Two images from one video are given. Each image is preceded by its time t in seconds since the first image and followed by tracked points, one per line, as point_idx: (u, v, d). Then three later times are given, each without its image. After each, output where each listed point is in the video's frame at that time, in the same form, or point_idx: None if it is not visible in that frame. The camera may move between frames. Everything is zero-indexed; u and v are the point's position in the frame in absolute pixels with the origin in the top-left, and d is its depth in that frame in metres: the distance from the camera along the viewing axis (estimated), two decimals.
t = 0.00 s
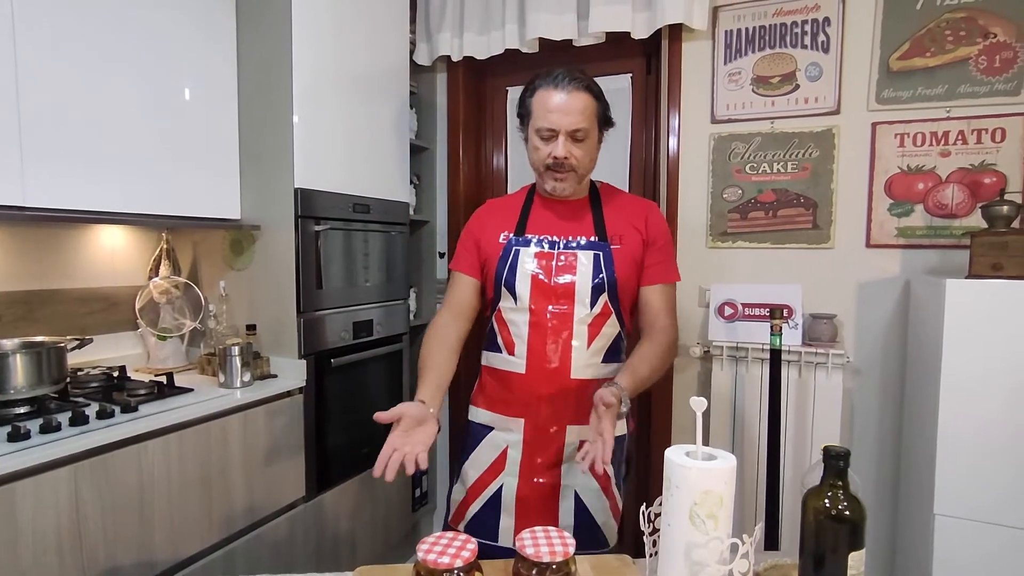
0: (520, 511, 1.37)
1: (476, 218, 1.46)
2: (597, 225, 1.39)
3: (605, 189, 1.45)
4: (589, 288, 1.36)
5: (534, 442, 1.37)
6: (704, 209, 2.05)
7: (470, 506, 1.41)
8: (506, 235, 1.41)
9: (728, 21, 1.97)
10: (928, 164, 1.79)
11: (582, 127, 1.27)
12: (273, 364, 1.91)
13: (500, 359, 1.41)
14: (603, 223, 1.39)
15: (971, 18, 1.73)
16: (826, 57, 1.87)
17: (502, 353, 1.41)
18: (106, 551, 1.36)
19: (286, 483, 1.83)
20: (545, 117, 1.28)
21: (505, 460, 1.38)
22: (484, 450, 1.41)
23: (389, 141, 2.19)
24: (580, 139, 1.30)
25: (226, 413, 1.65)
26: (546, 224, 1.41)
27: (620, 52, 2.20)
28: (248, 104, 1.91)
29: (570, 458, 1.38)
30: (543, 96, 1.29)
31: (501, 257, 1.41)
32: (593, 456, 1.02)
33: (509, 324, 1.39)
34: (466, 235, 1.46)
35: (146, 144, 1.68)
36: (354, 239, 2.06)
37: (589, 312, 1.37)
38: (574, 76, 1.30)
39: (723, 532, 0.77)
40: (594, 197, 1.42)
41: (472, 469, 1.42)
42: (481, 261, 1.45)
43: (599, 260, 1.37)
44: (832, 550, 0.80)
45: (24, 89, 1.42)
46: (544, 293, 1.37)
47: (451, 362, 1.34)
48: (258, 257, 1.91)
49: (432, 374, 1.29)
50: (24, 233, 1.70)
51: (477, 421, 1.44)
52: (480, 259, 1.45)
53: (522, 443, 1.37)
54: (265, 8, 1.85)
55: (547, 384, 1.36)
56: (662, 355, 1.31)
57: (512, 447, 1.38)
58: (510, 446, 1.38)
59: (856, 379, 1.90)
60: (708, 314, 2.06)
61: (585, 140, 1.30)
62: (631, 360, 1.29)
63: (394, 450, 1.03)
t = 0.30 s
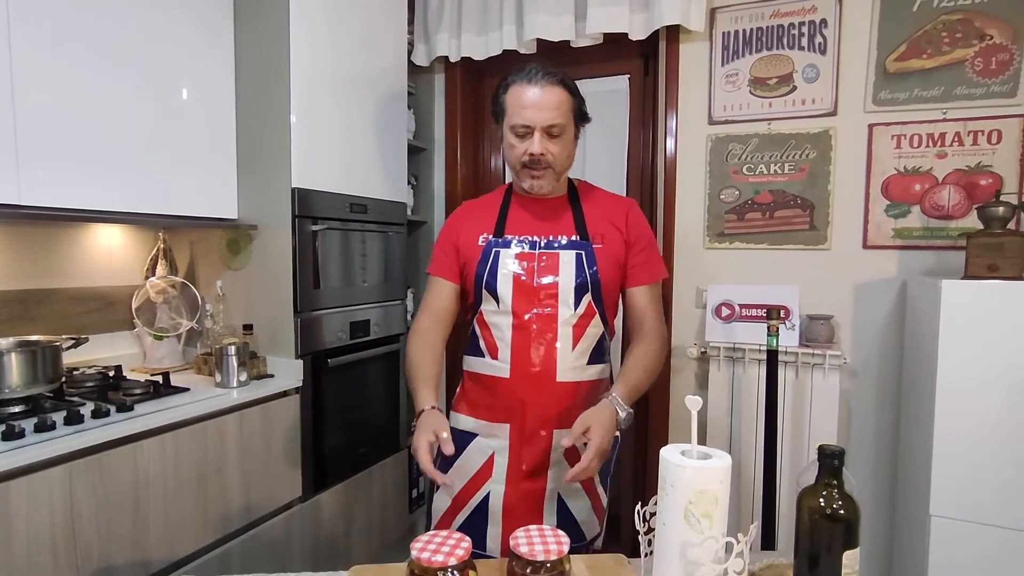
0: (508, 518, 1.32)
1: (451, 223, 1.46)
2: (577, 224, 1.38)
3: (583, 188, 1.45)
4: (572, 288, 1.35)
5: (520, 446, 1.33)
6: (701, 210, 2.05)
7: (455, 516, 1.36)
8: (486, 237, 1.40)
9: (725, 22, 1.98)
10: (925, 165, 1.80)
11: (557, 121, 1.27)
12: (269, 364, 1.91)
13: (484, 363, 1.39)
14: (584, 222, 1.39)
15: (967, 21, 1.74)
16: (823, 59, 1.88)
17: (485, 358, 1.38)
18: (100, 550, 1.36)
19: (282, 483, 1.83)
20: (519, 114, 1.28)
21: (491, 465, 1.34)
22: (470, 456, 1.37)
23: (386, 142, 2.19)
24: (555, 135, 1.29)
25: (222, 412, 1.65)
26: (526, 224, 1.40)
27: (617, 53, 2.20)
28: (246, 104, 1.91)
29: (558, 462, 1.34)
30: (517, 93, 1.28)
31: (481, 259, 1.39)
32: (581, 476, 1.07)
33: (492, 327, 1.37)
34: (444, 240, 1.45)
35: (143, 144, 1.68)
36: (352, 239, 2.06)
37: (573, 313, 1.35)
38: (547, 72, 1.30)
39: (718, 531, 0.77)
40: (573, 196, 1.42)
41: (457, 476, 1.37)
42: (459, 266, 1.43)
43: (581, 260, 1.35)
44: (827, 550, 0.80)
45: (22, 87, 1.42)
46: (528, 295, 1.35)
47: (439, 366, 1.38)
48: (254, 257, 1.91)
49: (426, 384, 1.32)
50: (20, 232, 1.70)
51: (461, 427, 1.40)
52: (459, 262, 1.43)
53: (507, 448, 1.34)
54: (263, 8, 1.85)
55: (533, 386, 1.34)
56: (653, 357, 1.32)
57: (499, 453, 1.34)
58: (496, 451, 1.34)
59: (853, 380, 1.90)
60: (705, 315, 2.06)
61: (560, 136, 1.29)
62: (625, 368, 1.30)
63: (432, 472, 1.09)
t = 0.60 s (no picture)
0: (487, 536, 1.22)
1: (412, 223, 1.33)
2: (551, 222, 1.28)
3: (554, 184, 1.33)
4: (547, 290, 1.24)
5: (495, 457, 1.22)
6: (700, 210, 2.05)
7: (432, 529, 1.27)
8: (453, 237, 1.27)
9: (724, 23, 1.98)
10: (923, 166, 1.80)
11: (524, 116, 1.16)
12: (268, 364, 1.91)
13: (452, 370, 1.26)
14: (557, 220, 1.28)
15: (965, 21, 1.74)
16: (822, 59, 1.88)
17: (454, 364, 1.25)
18: (99, 550, 1.36)
19: (280, 483, 1.82)
20: (483, 108, 1.16)
21: (465, 479, 1.23)
22: (443, 468, 1.26)
23: (384, 142, 2.19)
24: (522, 130, 1.18)
25: (222, 412, 1.65)
26: (496, 223, 1.28)
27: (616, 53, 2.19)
28: (245, 103, 1.91)
29: (536, 474, 1.22)
30: (480, 85, 1.17)
31: (448, 260, 1.26)
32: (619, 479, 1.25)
33: (463, 332, 1.25)
34: (405, 241, 1.32)
35: (144, 144, 1.68)
36: (351, 238, 2.07)
37: (549, 317, 1.24)
38: (512, 60, 1.19)
39: (717, 529, 0.77)
40: (545, 192, 1.31)
41: (432, 489, 1.27)
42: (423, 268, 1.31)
43: (557, 260, 1.25)
44: (825, 548, 0.80)
45: (24, 87, 1.42)
46: (500, 297, 1.23)
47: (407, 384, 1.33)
48: (253, 257, 1.91)
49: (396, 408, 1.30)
50: (20, 232, 1.70)
51: (431, 438, 1.28)
52: (423, 265, 1.31)
53: (481, 459, 1.23)
54: (263, 7, 1.85)
55: (508, 395, 1.21)
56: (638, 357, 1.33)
57: (472, 466, 1.23)
58: (470, 464, 1.23)
59: (852, 380, 1.91)
60: (704, 315, 2.06)
61: (528, 130, 1.19)
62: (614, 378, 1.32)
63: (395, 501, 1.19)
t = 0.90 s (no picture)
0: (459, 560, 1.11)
1: (370, 231, 1.20)
2: (516, 226, 1.17)
3: (520, 186, 1.21)
4: (516, 298, 1.13)
5: (465, 474, 1.11)
6: (699, 211, 2.06)
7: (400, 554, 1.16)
8: (415, 245, 1.16)
9: (723, 25, 1.98)
10: (922, 167, 1.80)
11: (490, 123, 1.05)
12: (268, 364, 1.91)
13: (420, 385, 1.14)
14: (523, 223, 1.17)
15: (963, 24, 1.75)
16: (821, 61, 1.88)
17: (423, 378, 1.14)
18: (97, 551, 1.36)
19: (278, 484, 1.82)
20: (444, 116, 1.05)
21: (433, 499, 1.12)
22: (409, 487, 1.14)
23: (382, 143, 2.18)
24: (488, 137, 1.08)
25: (220, 412, 1.65)
26: (459, 230, 1.17)
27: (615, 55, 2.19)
28: (244, 104, 1.91)
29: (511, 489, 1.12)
30: (439, 90, 1.05)
31: (411, 271, 1.14)
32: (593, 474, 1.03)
33: (430, 344, 1.13)
34: (363, 251, 1.19)
35: (143, 144, 1.69)
36: (350, 239, 2.07)
37: (519, 326, 1.13)
38: (472, 62, 1.07)
39: (715, 530, 0.77)
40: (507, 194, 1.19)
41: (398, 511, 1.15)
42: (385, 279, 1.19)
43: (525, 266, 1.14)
44: (823, 550, 0.80)
45: (24, 87, 1.42)
46: (467, 305, 1.12)
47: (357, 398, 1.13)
48: (252, 258, 1.91)
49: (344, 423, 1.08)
50: (19, 232, 1.70)
51: (397, 455, 1.17)
52: (384, 277, 1.18)
53: (451, 477, 1.11)
54: (263, 8, 1.85)
55: (477, 410, 1.10)
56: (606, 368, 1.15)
57: (440, 485, 1.11)
58: (438, 482, 1.11)
59: (851, 381, 1.91)
60: (703, 316, 2.06)
61: (495, 137, 1.08)
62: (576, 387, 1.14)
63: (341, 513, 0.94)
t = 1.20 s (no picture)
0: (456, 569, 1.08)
1: (346, 233, 1.13)
2: (498, 226, 1.14)
3: (498, 184, 1.18)
4: (502, 303, 1.12)
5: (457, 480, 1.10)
6: (700, 213, 2.06)
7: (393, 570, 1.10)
8: (395, 251, 1.11)
9: (724, 27, 1.99)
10: (922, 169, 1.81)
11: (471, 124, 0.97)
12: (268, 364, 1.91)
13: (407, 395, 1.13)
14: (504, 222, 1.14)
15: (964, 26, 1.75)
16: (821, 63, 1.89)
17: (409, 388, 1.13)
18: (98, 552, 1.35)
19: (278, 486, 1.81)
20: (421, 116, 0.96)
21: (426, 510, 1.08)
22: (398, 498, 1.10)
23: (382, 144, 2.18)
24: (469, 137, 1.00)
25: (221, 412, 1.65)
26: (441, 233, 1.14)
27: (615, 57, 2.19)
28: (245, 104, 1.91)
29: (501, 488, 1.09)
30: (415, 87, 0.96)
31: (392, 278, 1.11)
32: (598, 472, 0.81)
33: (416, 354, 1.12)
34: (341, 251, 1.12)
35: (144, 145, 1.68)
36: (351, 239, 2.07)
37: (507, 331, 1.12)
38: (451, 56, 0.98)
39: (718, 532, 0.77)
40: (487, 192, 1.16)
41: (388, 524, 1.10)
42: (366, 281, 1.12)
43: (509, 270, 1.12)
44: (826, 551, 0.80)
45: (26, 87, 1.42)
46: (453, 313, 1.12)
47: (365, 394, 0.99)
48: (253, 258, 1.91)
49: (361, 416, 0.92)
50: (20, 232, 1.70)
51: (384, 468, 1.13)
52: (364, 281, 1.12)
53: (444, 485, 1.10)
54: (264, 9, 1.85)
55: (465, 418, 1.10)
56: (588, 364, 1.04)
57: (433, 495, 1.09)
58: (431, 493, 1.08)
59: (851, 382, 1.91)
60: (703, 317, 2.06)
61: (476, 137, 1.01)
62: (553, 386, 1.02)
63: (363, 494, 0.77)
